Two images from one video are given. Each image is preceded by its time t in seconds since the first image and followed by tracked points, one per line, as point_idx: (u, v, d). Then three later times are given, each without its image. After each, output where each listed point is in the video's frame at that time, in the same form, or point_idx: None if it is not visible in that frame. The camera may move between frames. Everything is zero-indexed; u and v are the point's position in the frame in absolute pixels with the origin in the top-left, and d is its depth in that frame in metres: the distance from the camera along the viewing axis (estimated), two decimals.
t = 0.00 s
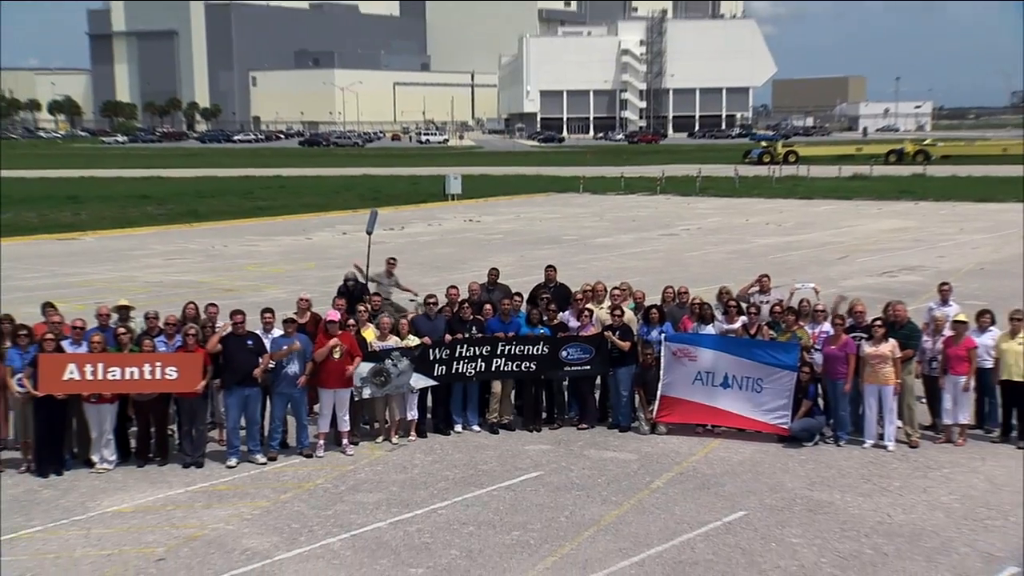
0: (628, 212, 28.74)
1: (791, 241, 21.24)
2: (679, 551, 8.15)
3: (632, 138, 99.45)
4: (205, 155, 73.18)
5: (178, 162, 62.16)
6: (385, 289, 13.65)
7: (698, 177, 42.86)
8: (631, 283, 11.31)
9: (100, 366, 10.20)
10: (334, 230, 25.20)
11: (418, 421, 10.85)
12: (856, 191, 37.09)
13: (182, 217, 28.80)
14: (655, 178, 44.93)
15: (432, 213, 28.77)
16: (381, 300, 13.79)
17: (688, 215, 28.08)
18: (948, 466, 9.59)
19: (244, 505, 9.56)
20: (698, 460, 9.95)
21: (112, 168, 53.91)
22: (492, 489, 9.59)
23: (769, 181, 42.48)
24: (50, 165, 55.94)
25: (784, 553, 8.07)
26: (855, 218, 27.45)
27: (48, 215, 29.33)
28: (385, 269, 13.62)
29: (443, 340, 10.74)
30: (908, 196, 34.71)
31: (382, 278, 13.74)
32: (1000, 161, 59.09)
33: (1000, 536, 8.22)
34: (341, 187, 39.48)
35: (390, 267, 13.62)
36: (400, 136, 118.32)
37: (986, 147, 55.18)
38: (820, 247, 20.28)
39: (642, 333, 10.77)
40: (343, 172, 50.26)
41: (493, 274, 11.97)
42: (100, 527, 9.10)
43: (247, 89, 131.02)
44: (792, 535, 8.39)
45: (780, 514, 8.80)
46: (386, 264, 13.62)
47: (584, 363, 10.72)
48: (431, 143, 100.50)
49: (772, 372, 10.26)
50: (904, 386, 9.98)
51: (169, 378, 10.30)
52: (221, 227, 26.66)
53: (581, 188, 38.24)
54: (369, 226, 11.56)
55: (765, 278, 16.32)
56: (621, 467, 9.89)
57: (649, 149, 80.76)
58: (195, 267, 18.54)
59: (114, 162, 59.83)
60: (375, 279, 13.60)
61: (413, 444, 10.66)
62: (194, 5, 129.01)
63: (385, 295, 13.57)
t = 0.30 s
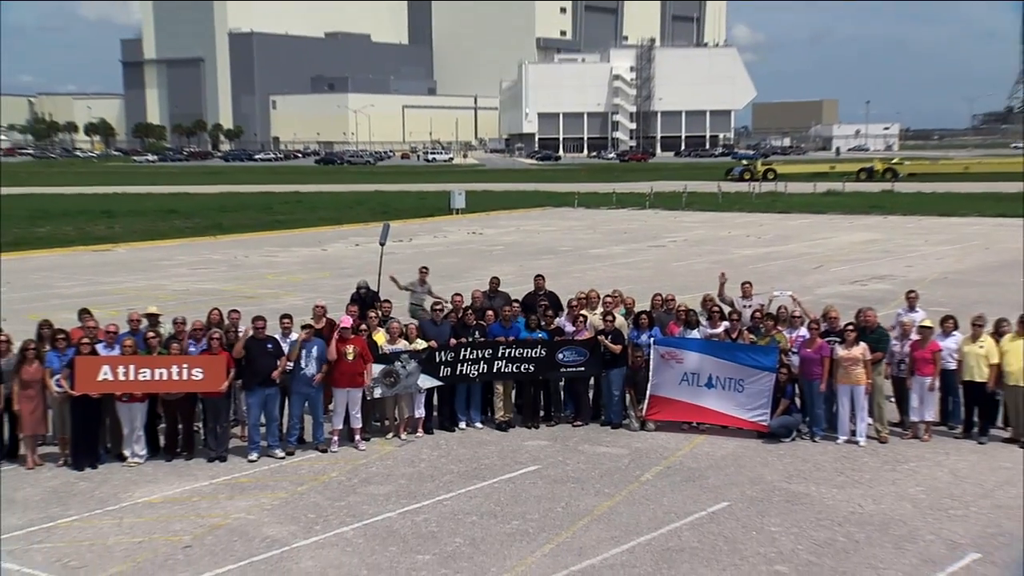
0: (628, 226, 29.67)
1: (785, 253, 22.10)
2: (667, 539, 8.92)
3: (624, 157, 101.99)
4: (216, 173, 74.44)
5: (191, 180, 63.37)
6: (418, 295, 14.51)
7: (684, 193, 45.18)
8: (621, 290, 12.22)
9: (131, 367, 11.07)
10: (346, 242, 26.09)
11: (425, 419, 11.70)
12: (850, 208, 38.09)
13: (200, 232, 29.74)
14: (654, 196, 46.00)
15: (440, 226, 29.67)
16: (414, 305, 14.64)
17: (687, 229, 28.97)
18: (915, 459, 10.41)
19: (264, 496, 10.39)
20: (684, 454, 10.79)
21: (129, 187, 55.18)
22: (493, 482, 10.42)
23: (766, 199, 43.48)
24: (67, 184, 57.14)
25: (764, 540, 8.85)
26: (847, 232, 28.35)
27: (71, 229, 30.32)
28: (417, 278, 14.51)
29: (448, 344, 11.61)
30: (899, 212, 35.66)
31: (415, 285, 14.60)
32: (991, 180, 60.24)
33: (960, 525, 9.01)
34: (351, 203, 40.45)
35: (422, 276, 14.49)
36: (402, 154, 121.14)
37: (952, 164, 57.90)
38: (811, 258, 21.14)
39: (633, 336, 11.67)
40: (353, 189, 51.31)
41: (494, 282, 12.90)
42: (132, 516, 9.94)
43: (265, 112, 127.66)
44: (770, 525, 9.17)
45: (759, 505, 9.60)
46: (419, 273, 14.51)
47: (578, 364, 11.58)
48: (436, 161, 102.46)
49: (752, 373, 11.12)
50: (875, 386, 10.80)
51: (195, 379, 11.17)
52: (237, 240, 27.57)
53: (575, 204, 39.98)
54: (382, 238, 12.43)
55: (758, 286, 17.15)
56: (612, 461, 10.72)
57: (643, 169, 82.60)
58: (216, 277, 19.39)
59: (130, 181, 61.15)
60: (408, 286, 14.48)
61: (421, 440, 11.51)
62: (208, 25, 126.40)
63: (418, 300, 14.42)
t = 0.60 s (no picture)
0: (628, 239, 30.76)
1: (776, 263, 23.14)
2: (655, 526, 9.82)
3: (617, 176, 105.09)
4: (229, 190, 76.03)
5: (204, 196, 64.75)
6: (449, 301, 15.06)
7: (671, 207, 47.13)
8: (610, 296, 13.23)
9: (163, 368, 12.06)
10: (358, 253, 27.17)
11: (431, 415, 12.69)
12: (842, 224, 39.27)
13: (218, 244, 30.85)
14: (654, 211, 47.21)
15: (448, 238, 30.75)
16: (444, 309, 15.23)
17: (684, 241, 30.03)
18: (883, 452, 11.36)
19: (284, 485, 11.36)
20: (669, 447, 11.76)
21: (145, 203, 56.53)
22: (495, 473, 11.38)
23: (762, 215, 44.66)
24: (81, 201, 58.57)
25: (744, 526, 9.74)
26: (838, 245, 29.44)
27: (94, 242, 31.44)
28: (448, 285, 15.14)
29: (453, 346, 12.61)
30: (890, 229, 36.81)
31: (446, 292, 15.20)
32: (979, 198, 61.64)
33: (924, 513, 9.92)
34: (360, 218, 41.63)
35: (452, 283, 15.10)
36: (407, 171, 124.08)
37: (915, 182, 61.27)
38: (792, 267, 22.25)
39: (624, 339, 12.69)
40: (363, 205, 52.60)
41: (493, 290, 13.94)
42: (162, 505, 10.90)
43: (287, 133, 131.28)
44: (750, 512, 10.07)
45: (741, 494, 10.51)
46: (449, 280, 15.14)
47: (574, 365, 12.58)
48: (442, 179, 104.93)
49: (734, 372, 12.08)
50: (846, 384, 11.73)
51: (221, 378, 12.16)
52: (254, 251, 28.66)
53: (572, 219, 41.58)
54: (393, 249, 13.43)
55: (749, 292, 18.16)
56: (604, 454, 11.68)
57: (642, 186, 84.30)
58: (237, 284, 20.39)
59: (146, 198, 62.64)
60: (440, 294, 15.08)
61: (428, 434, 12.48)
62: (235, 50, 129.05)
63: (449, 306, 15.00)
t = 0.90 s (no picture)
0: (627, 251, 31.87)
1: (768, 274, 24.18)
2: (644, 515, 10.76)
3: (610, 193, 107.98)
4: (237, 206, 77.62)
5: (216, 212, 66.21)
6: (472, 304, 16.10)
7: (659, 222, 48.96)
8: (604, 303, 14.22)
9: (190, 369, 13.12)
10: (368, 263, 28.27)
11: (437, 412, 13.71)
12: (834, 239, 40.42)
13: (234, 257, 32.04)
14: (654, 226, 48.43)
15: (454, 250, 31.87)
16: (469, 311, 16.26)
17: (682, 254, 31.11)
18: (854, 447, 12.33)
19: (302, 478, 12.35)
20: (657, 442, 12.76)
21: (157, 219, 57.94)
22: (495, 467, 12.37)
23: (757, 230, 45.86)
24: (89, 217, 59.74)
25: (726, 515, 10.70)
26: (829, 257, 30.54)
27: (114, 256, 32.65)
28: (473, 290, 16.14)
29: (458, 348, 13.64)
30: (882, 243, 37.94)
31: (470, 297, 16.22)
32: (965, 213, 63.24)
33: (891, 502, 10.87)
34: (369, 232, 42.85)
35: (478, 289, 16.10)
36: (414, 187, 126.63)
37: (882, 197, 64.30)
38: (775, 277, 23.40)
39: (615, 343, 13.74)
40: (371, 221, 53.99)
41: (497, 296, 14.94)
42: (190, 495, 11.89)
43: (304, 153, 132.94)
44: (730, 503, 11.03)
45: (722, 486, 11.47)
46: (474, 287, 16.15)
47: (569, 366, 13.58)
48: (447, 195, 106.88)
49: (716, 373, 13.09)
50: (820, 384, 12.69)
51: (243, 378, 13.18)
52: (268, 263, 29.79)
53: (568, 232, 42.89)
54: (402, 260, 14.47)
55: (739, 298, 19.18)
56: (596, 449, 12.67)
57: (642, 203, 85.74)
58: (254, 292, 21.45)
59: (158, 214, 64.15)
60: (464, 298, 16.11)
61: (434, 430, 13.49)
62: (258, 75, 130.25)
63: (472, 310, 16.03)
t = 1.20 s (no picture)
0: (626, 262, 33.07)
1: (756, 282, 25.36)
2: (634, 505, 11.79)
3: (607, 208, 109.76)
4: (244, 221, 79.22)
5: (226, 227, 67.82)
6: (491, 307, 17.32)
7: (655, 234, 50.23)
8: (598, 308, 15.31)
9: (215, 370, 14.18)
10: (378, 272, 29.51)
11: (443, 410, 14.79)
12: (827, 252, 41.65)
13: (249, 268, 33.33)
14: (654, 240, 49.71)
15: (460, 260, 33.11)
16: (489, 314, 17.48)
17: (678, 265, 32.29)
18: (827, 442, 13.38)
19: (319, 470, 13.42)
20: (646, 438, 13.83)
21: (168, 234, 59.35)
22: (497, 460, 13.44)
23: (754, 243, 47.11)
24: (101, 232, 61.22)
25: (709, 505, 11.73)
26: (816, 268, 31.79)
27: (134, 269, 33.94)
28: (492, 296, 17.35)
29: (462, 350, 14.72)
30: (871, 256, 39.12)
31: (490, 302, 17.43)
32: (953, 228, 64.69)
33: (860, 493, 11.89)
34: (378, 245, 44.17)
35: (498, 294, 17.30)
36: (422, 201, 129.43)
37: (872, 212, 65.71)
38: (762, 286, 24.56)
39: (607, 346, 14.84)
40: (380, 234, 55.34)
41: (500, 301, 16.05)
42: (215, 487, 12.96)
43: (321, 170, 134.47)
44: (714, 494, 12.05)
45: (706, 478, 12.51)
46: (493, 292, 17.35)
47: (565, 367, 14.67)
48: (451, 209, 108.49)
49: (701, 373, 14.17)
50: (797, 384, 13.74)
51: (264, 379, 14.26)
52: (283, 274, 31.06)
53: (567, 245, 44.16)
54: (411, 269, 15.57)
55: (728, 303, 20.32)
56: (590, 445, 13.73)
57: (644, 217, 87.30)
58: (271, 298, 22.64)
59: (173, 229, 65.74)
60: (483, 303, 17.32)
61: (441, 427, 14.57)
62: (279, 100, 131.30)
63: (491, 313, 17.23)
